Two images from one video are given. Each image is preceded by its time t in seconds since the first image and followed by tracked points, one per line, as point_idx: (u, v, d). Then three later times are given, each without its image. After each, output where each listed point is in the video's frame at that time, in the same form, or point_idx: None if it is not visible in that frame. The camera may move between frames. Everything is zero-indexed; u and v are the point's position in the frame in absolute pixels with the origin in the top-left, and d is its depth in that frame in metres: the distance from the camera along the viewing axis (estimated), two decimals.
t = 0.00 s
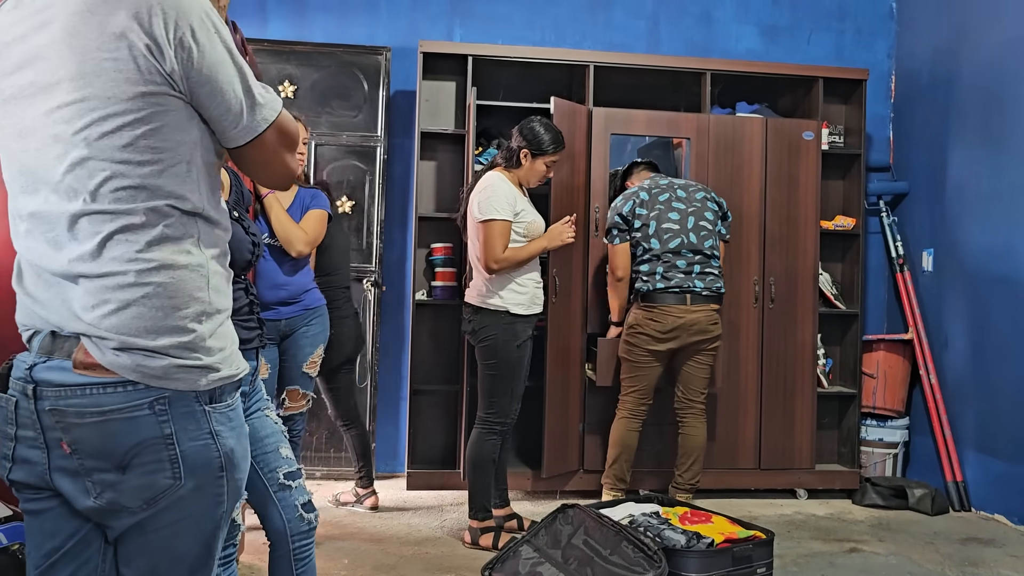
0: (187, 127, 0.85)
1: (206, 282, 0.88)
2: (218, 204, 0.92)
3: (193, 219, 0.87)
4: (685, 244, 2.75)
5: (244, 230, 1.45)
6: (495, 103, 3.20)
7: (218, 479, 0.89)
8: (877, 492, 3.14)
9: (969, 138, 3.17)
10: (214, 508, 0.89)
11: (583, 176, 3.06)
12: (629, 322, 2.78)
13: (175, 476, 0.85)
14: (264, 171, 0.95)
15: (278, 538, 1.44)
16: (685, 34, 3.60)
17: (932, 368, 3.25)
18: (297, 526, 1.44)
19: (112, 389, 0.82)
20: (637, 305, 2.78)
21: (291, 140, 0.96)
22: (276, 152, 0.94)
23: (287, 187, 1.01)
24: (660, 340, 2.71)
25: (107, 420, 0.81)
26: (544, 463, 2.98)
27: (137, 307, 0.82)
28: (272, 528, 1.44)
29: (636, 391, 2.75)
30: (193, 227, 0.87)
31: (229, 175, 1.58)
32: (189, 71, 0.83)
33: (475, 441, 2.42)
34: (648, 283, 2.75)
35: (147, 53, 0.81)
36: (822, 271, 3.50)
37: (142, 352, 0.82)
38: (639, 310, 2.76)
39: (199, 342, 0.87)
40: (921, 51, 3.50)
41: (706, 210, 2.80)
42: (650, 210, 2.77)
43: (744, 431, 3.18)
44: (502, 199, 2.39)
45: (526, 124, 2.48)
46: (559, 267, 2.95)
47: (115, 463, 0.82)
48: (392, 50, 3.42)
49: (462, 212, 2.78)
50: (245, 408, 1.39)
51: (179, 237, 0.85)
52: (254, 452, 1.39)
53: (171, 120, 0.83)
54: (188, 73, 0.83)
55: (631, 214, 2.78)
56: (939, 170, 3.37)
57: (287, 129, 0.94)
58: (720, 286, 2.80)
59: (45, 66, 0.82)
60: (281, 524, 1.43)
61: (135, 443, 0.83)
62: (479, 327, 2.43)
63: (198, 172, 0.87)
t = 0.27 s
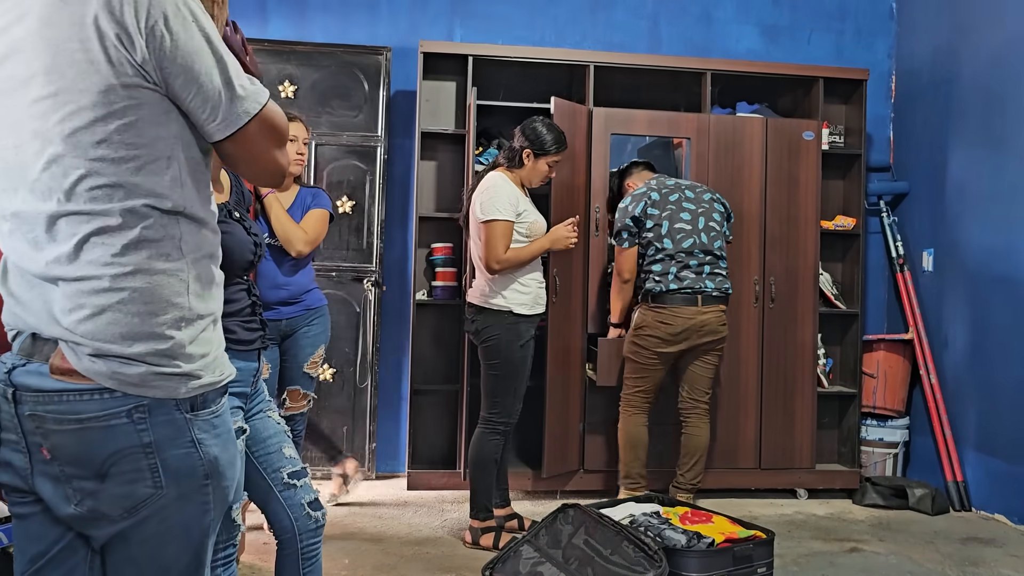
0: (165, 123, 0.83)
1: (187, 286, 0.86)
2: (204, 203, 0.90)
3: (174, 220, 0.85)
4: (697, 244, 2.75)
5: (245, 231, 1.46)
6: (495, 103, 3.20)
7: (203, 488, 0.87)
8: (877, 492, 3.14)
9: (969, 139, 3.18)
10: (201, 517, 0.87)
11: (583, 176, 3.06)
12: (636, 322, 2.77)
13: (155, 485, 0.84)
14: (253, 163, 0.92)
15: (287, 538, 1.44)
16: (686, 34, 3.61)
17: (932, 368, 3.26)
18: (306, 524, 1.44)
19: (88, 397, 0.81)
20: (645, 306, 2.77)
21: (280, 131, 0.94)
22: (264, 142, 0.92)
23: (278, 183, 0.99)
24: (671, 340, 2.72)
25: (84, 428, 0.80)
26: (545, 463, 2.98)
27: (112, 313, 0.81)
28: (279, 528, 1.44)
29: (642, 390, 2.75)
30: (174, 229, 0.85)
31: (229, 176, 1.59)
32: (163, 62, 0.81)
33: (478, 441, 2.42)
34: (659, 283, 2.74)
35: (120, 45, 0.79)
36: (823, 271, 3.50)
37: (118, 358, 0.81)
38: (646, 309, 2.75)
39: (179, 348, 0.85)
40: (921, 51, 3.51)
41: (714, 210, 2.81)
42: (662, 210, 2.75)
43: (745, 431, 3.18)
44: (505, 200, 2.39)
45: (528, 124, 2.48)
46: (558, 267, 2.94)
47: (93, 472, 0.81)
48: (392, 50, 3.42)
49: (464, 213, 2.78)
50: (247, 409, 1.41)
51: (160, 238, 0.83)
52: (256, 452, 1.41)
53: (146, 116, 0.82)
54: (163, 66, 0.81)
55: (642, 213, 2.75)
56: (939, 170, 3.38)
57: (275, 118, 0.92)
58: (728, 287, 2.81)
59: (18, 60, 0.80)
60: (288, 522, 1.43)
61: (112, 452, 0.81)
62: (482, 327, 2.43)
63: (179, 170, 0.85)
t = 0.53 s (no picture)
0: (143, 122, 0.83)
1: (171, 291, 0.86)
2: (187, 206, 0.89)
3: (159, 224, 0.84)
4: (701, 241, 2.75)
5: (245, 230, 1.46)
6: (496, 103, 3.20)
7: (190, 494, 0.88)
8: (878, 492, 3.14)
9: (970, 138, 3.18)
10: (189, 523, 0.88)
11: (584, 176, 3.06)
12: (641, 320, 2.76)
13: (141, 492, 0.84)
14: (223, 169, 0.88)
15: (288, 538, 1.44)
16: (686, 34, 3.61)
17: (933, 368, 3.26)
18: (307, 524, 1.45)
19: (71, 402, 0.80)
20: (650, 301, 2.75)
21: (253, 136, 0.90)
22: (235, 147, 0.87)
23: (253, 193, 0.94)
24: (682, 338, 2.72)
25: (67, 434, 0.80)
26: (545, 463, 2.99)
27: (94, 318, 0.80)
28: (280, 528, 1.44)
29: (655, 390, 2.74)
30: (158, 232, 0.84)
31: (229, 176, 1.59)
32: (135, 58, 0.80)
33: (480, 441, 2.43)
34: (666, 280, 2.73)
35: (91, 41, 0.78)
36: (823, 270, 3.50)
37: (100, 364, 0.81)
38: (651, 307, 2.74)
39: (163, 354, 0.85)
40: (922, 51, 3.51)
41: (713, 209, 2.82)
42: (664, 207, 2.75)
43: (745, 431, 3.18)
44: (507, 200, 2.39)
45: (530, 124, 2.48)
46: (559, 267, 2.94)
47: (79, 478, 0.81)
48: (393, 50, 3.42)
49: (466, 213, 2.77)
50: (248, 409, 1.42)
51: (142, 242, 0.83)
52: (256, 451, 1.41)
53: (124, 115, 0.81)
54: (138, 63, 0.80)
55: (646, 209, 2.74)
56: (939, 170, 3.38)
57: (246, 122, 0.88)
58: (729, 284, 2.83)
59: None
60: (289, 522, 1.43)
61: (96, 459, 0.81)
62: (484, 326, 2.43)
63: (160, 173, 0.84)
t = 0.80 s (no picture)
0: (128, 120, 0.81)
1: (158, 294, 0.83)
2: (176, 206, 0.86)
3: (144, 224, 0.82)
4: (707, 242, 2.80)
5: (245, 229, 1.45)
6: (497, 102, 3.20)
7: (178, 499, 0.87)
8: (879, 492, 3.14)
9: (971, 138, 3.18)
10: (179, 527, 0.88)
11: (584, 175, 3.06)
12: (647, 319, 2.72)
13: (128, 498, 0.84)
14: (209, 171, 0.84)
15: (289, 538, 1.44)
16: (687, 33, 3.61)
17: (934, 368, 3.27)
18: (307, 524, 1.45)
19: (55, 408, 0.79)
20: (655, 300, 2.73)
21: (240, 141, 0.86)
22: (222, 148, 0.84)
23: (236, 197, 0.89)
24: (692, 340, 2.72)
25: (52, 439, 0.80)
26: (546, 463, 2.99)
27: (77, 322, 0.79)
28: (281, 527, 1.44)
29: (663, 393, 2.72)
30: (144, 233, 0.82)
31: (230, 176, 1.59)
32: (121, 52, 0.78)
33: (481, 441, 2.43)
34: (678, 278, 2.71)
35: (77, 35, 0.77)
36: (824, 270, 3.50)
37: (83, 369, 0.79)
38: (660, 305, 2.71)
39: (149, 359, 0.83)
40: (923, 51, 3.51)
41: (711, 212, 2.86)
42: (675, 202, 2.77)
43: (746, 432, 3.18)
44: (509, 199, 2.40)
45: (533, 124, 2.48)
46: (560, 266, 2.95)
47: (64, 483, 0.82)
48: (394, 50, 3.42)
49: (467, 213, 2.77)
50: (250, 409, 1.43)
51: (127, 244, 0.81)
52: (256, 451, 1.42)
53: (110, 112, 0.79)
54: (123, 57, 0.78)
55: (659, 199, 2.74)
56: (941, 169, 3.38)
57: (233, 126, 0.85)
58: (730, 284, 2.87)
59: None
60: (291, 521, 1.43)
61: (80, 465, 0.81)
62: (485, 326, 2.43)
63: (147, 172, 0.82)
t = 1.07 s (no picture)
0: (122, 116, 0.81)
1: (148, 297, 0.83)
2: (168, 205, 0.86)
3: (135, 223, 0.82)
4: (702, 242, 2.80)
5: (245, 230, 1.44)
6: (497, 103, 3.21)
7: (171, 503, 0.87)
8: (881, 493, 3.14)
9: (972, 138, 3.18)
10: (172, 532, 0.88)
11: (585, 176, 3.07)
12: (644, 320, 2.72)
13: (119, 503, 0.84)
14: (205, 168, 0.84)
15: (290, 539, 1.44)
16: (688, 34, 3.61)
17: (936, 369, 3.26)
18: (308, 524, 1.45)
19: (43, 412, 0.80)
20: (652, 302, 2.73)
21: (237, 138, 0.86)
22: (218, 146, 0.84)
23: (229, 196, 0.88)
24: (690, 339, 2.72)
25: (41, 444, 0.80)
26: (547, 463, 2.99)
27: (66, 325, 0.79)
28: (282, 528, 1.44)
29: (663, 393, 2.71)
30: (134, 234, 0.82)
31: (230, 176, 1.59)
32: (118, 46, 0.79)
33: (483, 441, 2.43)
34: (676, 280, 2.70)
35: (74, 28, 0.77)
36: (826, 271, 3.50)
37: (72, 373, 0.79)
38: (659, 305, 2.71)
39: (139, 362, 0.82)
40: (924, 51, 3.50)
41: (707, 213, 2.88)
42: (673, 202, 2.77)
43: (747, 433, 3.18)
44: (510, 200, 2.40)
45: (534, 125, 2.48)
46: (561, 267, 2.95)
47: (54, 488, 0.82)
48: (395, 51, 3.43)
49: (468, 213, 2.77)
50: (250, 410, 1.43)
51: (116, 245, 0.81)
52: (256, 452, 1.42)
53: (103, 107, 0.80)
54: (120, 52, 0.79)
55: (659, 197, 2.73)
56: (942, 170, 3.37)
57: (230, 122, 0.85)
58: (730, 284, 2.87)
59: None
60: (291, 522, 1.43)
61: (70, 470, 0.81)
62: (487, 326, 2.43)
63: (138, 171, 0.82)
